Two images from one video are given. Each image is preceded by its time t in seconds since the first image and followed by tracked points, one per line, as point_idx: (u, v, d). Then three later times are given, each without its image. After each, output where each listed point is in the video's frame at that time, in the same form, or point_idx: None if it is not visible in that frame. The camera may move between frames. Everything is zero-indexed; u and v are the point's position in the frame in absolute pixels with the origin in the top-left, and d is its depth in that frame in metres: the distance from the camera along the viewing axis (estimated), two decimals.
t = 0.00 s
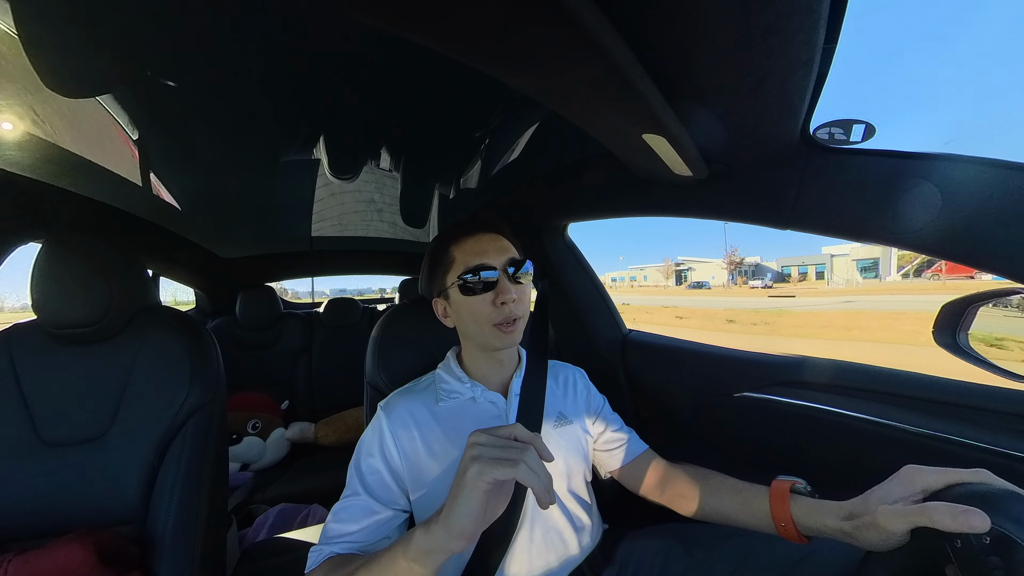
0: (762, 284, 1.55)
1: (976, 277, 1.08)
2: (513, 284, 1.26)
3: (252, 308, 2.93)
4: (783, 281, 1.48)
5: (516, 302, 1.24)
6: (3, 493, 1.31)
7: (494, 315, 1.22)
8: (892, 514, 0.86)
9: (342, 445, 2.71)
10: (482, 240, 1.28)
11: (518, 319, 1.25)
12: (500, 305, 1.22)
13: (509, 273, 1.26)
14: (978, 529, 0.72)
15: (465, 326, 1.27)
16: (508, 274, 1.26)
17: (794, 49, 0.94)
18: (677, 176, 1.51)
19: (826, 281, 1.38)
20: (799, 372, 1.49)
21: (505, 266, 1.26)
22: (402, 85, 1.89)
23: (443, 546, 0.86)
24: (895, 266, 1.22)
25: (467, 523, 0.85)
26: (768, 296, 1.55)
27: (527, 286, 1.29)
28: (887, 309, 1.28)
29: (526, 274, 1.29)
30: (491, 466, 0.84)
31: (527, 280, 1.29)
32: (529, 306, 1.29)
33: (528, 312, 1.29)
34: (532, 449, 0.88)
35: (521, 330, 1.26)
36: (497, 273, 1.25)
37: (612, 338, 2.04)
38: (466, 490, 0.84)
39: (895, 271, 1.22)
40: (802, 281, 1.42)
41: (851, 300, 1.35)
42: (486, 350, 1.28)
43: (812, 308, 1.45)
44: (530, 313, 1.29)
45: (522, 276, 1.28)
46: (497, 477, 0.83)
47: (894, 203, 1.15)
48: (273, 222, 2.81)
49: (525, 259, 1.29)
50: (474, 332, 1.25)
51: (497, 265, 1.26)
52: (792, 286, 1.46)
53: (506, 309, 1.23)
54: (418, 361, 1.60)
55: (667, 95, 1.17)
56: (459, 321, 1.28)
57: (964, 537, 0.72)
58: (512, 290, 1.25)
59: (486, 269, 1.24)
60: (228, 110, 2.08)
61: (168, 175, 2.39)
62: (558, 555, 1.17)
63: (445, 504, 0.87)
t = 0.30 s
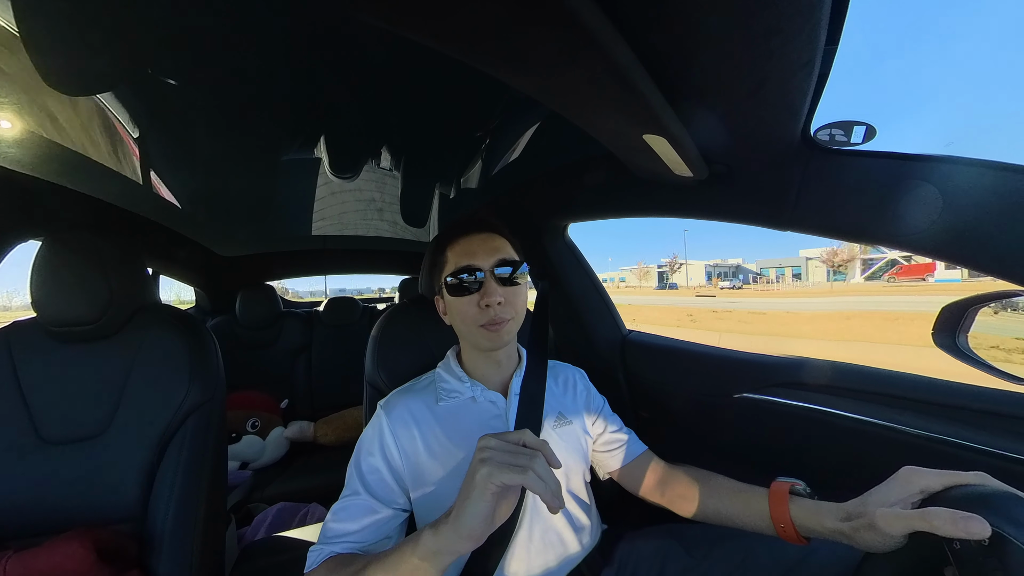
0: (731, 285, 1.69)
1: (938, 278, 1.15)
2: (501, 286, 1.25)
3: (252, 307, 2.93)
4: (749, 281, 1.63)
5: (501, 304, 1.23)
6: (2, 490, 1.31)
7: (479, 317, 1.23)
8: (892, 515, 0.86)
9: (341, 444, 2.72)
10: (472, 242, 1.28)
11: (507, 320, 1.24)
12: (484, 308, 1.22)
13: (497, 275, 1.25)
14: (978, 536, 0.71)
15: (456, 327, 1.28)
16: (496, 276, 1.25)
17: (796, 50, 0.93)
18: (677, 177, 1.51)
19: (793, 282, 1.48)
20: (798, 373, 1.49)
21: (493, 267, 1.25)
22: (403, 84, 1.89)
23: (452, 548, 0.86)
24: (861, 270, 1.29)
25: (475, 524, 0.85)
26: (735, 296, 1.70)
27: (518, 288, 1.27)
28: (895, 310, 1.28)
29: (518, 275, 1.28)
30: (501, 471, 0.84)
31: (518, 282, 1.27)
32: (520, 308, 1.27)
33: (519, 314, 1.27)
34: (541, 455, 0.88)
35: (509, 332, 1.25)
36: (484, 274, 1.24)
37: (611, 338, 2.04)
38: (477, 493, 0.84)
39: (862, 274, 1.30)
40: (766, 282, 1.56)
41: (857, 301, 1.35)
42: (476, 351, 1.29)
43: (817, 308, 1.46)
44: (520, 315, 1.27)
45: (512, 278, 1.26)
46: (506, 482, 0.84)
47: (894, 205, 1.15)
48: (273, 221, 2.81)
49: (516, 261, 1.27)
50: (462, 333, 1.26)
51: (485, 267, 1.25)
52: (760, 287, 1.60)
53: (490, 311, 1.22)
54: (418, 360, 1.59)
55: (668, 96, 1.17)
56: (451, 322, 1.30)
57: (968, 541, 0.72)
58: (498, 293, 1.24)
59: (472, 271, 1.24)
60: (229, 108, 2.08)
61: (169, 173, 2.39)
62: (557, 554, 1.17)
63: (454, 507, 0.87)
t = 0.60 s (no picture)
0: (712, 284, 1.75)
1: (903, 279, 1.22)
2: (497, 288, 1.25)
3: (252, 306, 2.93)
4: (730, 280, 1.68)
5: (498, 306, 1.23)
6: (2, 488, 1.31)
7: (478, 321, 1.23)
8: (892, 519, 0.86)
9: (341, 444, 2.71)
10: (465, 245, 1.28)
11: (506, 322, 1.25)
12: (482, 311, 1.23)
13: (492, 277, 1.26)
14: (980, 540, 0.71)
15: (456, 331, 1.29)
16: (491, 278, 1.25)
17: (797, 51, 0.94)
18: (678, 178, 1.51)
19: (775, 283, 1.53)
20: (798, 374, 1.49)
21: (488, 269, 1.26)
22: (404, 84, 1.89)
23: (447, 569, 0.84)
24: (834, 273, 1.37)
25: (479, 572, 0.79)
26: (716, 296, 1.76)
27: (513, 288, 1.27)
28: (895, 313, 1.27)
29: (513, 276, 1.28)
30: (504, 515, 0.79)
31: (514, 282, 1.28)
32: (517, 308, 1.28)
33: (517, 314, 1.28)
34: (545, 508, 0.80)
35: (509, 333, 1.26)
36: (480, 278, 1.25)
37: (612, 339, 2.04)
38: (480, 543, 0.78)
39: (836, 278, 1.38)
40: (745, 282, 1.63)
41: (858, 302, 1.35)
42: (478, 355, 1.29)
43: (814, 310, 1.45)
44: (519, 315, 1.28)
45: (507, 279, 1.27)
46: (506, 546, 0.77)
47: (894, 207, 1.15)
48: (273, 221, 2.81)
49: (510, 262, 1.27)
50: (463, 338, 1.27)
51: (479, 270, 1.25)
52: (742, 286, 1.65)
53: (488, 315, 1.23)
54: (418, 360, 1.59)
55: (668, 97, 1.17)
56: (452, 326, 1.31)
57: (972, 545, 0.71)
58: (495, 294, 1.24)
59: (468, 276, 1.24)
60: (229, 108, 2.08)
61: (170, 173, 2.39)
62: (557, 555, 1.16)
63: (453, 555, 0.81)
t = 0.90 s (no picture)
0: (691, 284, 1.79)
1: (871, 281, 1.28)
2: (517, 280, 1.26)
3: (252, 306, 2.93)
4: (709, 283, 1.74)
5: (520, 297, 1.24)
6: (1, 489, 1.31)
7: (498, 310, 1.22)
8: (891, 520, 0.86)
9: (341, 444, 2.71)
10: (483, 238, 1.29)
11: (524, 313, 1.25)
12: (503, 300, 1.23)
13: (512, 270, 1.27)
14: (982, 542, 0.71)
15: (469, 325, 1.27)
16: (511, 271, 1.27)
17: (797, 51, 0.94)
18: (677, 178, 1.51)
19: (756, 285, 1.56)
20: (798, 374, 1.49)
21: (508, 262, 1.27)
22: (404, 84, 1.89)
23: None
24: (809, 275, 1.44)
25: None
26: (693, 296, 1.80)
27: (530, 283, 1.30)
28: (894, 313, 1.27)
29: (528, 271, 1.29)
30: None
31: (530, 278, 1.30)
32: (534, 302, 1.29)
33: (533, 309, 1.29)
34: None
35: (527, 326, 1.26)
36: (500, 270, 1.26)
37: (612, 339, 2.04)
38: None
39: (810, 280, 1.45)
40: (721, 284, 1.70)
41: (856, 304, 1.34)
42: (491, 348, 1.27)
43: (814, 312, 1.45)
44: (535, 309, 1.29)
45: (524, 273, 1.28)
46: None
47: (894, 207, 1.15)
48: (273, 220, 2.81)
49: (528, 256, 1.30)
50: (478, 330, 1.25)
51: (500, 261, 1.27)
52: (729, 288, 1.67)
53: (510, 304, 1.23)
54: (418, 360, 1.59)
55: (668, 97, 1.17)
56: (463, 321, 1.28)
57: (975, 546, 0.71)
58: (516, 285, 1.25)
59: (488, 266, 1.25)
60: (229, 107, 2.08)
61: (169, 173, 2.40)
62: (558, 556, 1.16)
63: None
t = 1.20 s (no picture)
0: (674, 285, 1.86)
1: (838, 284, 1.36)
2: (529, 284, 1.27)
3: (252, 307, 2.94)
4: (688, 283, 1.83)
5: (532, 301, 1.24)
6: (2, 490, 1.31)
7: (511, 312, 1.22)
8: (892, 524, 0.86)
9: (342, 445, 2.71)
10: (499, 239, 1.28)
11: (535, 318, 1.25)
12: (517, 303, 1.23)
13: (525, 273, 1.27)
14: (985, 544, 0.70)
15: (478, 324, 1.26)
16: (524, 275, 1.27)
17: (796, 50, 0.93)
18: (677, 177, 1.51)
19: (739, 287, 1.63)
20: (799, 373, 1.49)
21: (522, 265, 1.27)
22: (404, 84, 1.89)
23: None
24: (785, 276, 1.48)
25: None
26: (688, 296, 1.84)
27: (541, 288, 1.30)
28: (899, 315, 1.28)
29: (538, 274, 1.29)
30: None
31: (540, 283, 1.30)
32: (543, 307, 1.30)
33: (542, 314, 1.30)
34: None
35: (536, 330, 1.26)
36: (514, 272, 1.25)
37: (612, 339, 2.04)
38: None
39: (787, 280, 1.50)
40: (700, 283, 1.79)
41: (859, 304, 1.35)
42: (498, 348, 1.27)
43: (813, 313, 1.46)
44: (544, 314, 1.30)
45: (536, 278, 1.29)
46: None
47: (894, 206, 1.15)
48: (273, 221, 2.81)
49: (540, 261, 1.30)
50: (489, 330, 1.24)
51: (515, 264, 1.26)
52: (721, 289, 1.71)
53: (523, 307, 1.23)
54: (418, 360, 1.59)
55: (668, 97, 1.17)
56: (472, 319, 1.27)
57: (979, 548, 0.71)
58: (529, 290, 1.26)
59: (504, 268, 1.24)
60: (229, 108, 2.08)
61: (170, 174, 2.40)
62: (558, 558, 1.16)
63: None
